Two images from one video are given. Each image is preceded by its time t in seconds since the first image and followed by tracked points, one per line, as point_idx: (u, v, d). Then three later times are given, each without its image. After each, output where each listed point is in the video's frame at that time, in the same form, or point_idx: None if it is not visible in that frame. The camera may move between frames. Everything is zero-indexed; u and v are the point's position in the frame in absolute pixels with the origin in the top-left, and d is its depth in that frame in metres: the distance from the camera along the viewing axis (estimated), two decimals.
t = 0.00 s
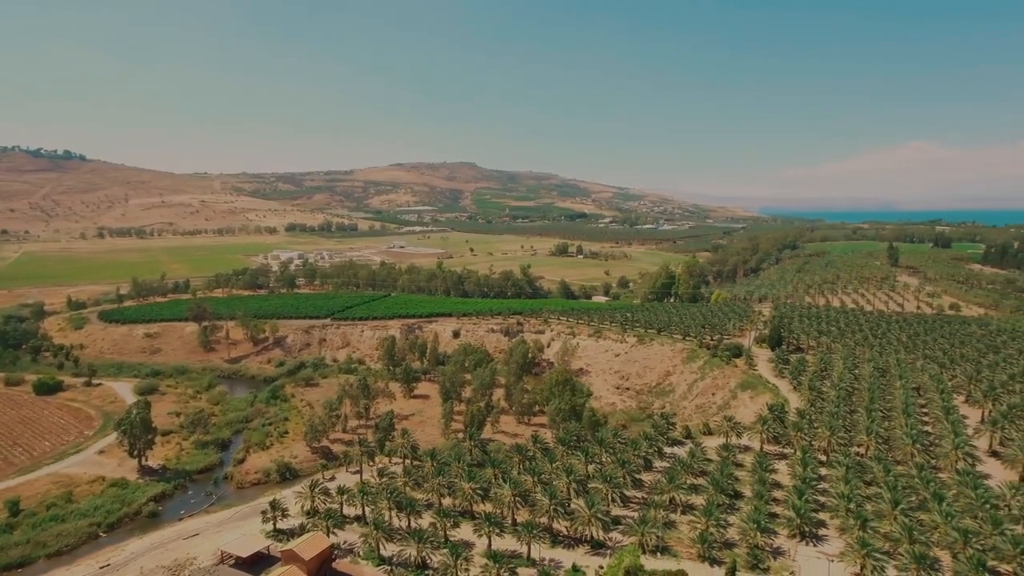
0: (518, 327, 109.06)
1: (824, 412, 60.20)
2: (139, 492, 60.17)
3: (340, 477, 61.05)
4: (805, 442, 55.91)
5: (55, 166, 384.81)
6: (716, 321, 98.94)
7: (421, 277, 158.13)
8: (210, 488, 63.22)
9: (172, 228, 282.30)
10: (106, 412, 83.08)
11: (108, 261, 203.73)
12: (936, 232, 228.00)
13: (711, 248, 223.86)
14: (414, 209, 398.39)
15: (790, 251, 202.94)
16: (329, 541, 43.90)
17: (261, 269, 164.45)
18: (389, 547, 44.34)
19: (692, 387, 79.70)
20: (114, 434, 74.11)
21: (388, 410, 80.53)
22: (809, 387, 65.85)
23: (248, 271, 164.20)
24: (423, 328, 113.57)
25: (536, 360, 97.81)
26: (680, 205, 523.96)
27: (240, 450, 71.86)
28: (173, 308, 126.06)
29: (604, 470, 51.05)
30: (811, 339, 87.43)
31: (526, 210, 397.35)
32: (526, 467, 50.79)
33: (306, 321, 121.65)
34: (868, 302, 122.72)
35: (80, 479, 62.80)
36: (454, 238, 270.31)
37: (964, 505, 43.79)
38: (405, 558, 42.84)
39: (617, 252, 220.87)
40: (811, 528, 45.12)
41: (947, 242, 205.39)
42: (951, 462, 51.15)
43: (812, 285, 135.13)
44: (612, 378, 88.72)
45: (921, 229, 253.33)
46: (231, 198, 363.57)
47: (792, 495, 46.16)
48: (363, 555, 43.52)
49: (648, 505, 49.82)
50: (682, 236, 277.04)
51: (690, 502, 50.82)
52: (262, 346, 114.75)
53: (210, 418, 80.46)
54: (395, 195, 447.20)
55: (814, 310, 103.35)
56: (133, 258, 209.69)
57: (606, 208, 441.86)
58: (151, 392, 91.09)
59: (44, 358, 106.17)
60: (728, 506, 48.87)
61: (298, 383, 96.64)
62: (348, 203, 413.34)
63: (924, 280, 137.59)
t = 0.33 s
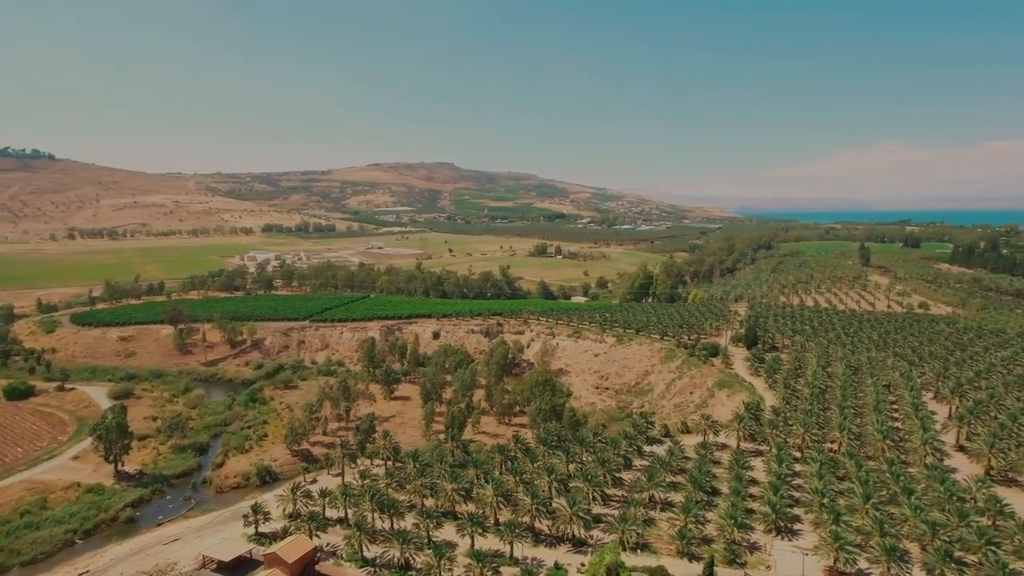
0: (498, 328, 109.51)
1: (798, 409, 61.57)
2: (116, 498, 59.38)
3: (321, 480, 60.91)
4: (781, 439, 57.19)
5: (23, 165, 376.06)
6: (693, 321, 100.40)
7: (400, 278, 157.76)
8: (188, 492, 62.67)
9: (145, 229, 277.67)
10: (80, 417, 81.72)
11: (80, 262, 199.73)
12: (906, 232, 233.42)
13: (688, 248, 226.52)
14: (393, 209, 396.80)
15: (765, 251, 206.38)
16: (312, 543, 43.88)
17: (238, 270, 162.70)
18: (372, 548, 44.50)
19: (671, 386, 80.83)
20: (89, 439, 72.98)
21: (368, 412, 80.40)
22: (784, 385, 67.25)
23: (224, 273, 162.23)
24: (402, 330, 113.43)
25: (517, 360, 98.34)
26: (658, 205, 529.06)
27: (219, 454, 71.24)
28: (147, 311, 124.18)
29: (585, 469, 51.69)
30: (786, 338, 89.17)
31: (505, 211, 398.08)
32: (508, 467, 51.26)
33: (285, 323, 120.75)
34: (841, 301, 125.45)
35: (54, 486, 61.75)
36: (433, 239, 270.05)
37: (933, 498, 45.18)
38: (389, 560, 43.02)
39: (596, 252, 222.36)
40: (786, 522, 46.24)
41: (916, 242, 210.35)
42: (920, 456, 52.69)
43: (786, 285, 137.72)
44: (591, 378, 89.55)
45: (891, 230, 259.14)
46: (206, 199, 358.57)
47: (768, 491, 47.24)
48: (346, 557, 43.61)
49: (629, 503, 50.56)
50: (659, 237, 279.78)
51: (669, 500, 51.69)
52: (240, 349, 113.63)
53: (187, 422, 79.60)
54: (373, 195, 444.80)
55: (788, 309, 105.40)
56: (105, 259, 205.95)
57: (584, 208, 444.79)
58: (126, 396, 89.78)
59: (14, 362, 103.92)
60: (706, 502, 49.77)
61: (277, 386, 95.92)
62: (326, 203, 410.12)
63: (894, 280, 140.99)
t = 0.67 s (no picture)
0: (478, 328, 109.82)
1: (773, 407, 62.88)
2: (92, 504, 58.58)
3: (303, 483, 60.77)
4: (756, 436, 58.40)
5: None
6: (671, 320, 101.74)
7: (379, 279, 157.27)
8: (167, 497, 62.07)
9: (117, 230, 272.90)
10: (54, 422, 80.31)
11: (49, 264, 195.62)
12: (877, 232, 238.40)
13: (665, 248, 228.87)
14: (371, 209, 394.64)
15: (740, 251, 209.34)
16: (295, 547, 43.85)
17: (213, 271, 160.57)
18: (355, 550, 44.55)
19: (650, 385, 81.85)
20: (63, 445, 71.74)
21: (348, 414, 80.21)
22: (759, 383, 68.61)
23: (200, 274, 160.18)
24: (382, 331, 113.18)
25: (497, 361, 98.76)
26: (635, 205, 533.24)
27: (197, 458, 70.59)
28: (121, 313, 122.23)
29: (566, 468, 52.28)
30: (761, 336, 90.82)
31: (484, 211, 398.22)
32: (490, 467, 51.79)
33: (262, 325, 119.73)
34: (814, 301, 127.90)
35: (28, 493, 60.63)
36: (411, 239, 269.13)
37: (903, 492, 46.56)
38: (372, 561, 43.16)
39: (574, 253, 223.66)
40: (762, 518, 47.30)
41: (887, 242, 214.90)
42: (891, 451, 54.21)
43: (761, 284, 140.00)
44: (571, 378, 90.31)
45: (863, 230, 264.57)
46: (180, 199, 353.37)
47: (744, 487, 48.24)
48: (330, 560, 43.66)
49: (609, 501, 51.27)
50: (637, 237, 281.96)
51: (649, 497, 52.49)
52: (217, 351, 112.52)
53: (164, 426, 78.66)
54: (351, 195, 441.90)
55: (763, 309, 107.18)
56: (76, 261, 201.99)
57: (563, 208, 446.95)
58: (100, 400, 88.33)
59: None
60: (685, 499, 50.62)
61: (256, 389, 95.17)
62: (303, 203, 406.42)
63: (866, 279, 144.05)
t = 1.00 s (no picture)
0: (459, 329, 110.00)
1: (751, 405, 64.02)
2: (69, 510, 57.75)
3: (285, 486, 60.58)
4: (735, 434, 59.46)
5: None
6: (650, 320, 102.87)
7: (359, 280, 156.64)
8: (145, 503, 61.38)
9: (90, 231, 267.94)
10: (27, 427, 78.87)
11: (19, 266, 191.59)
12: (850, 232, 243.04)
13: (644, 249, 230.97)
14: (349, 210, 392.30)
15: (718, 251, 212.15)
16: (278, 550, 43.79)
17: (190, 273, 158.57)
18: (339, 553, 44.64)
19: (630, 384, 82.77)
20: (37, 451, 70.51)
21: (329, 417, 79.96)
22: (737, 382, 69.82)
23: (176, 276, 158.05)
24: (363, 333, 112.84)
25: (478, 362, 99.09)
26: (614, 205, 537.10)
27: (176, 462, 69.89)
28: (96, 316, 120.29)
29: (549, 468, 52.79)
30: (738, 336, 92.30)
31: (464, 212, 397.98)
32: (473, 467, 52.14)
33: (241, 327, 118.65)
34: (790, 300, 130.20)
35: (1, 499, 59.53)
36: (391, 240, 268.20)
37: (876, 487, 47.83)
38: (356, 563, 43.27)
39: (554, 253, 224.78)
40: (741, 514, 48.27)
41: (861, 242, 219.19)
42: (864, 447, 55.60)
43: (739, 284, 142.11)
44: (552, 378, 90.97)
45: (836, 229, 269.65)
46: (154, 199, 347.91)
47: (723, 485, 49.16)
48: (313, 562, 43.69)
49: (591, 500, 51.85)
50: (616, 237, 284.06)
51: (630, 495, 53.22)
52: (194, 354, 111.30)
53: (142, 431, 77.74)
54: (329, 196, 438.81)
55: (741, 308, 108.82)
56: (47, 263, 197.98)
57: (542, 208, 448.60)
58: (75, 405, 86.94)
59: None
60: (666, 497, 51.42)
61: (235, 392, 94.38)
62: (280, 204, 402.52)
63: (840, 278, 146.99)
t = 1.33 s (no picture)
0: (441, 331, 110.07)
1: (731, 403, 65.04)
2: (48, 516, 57.05)
3: (269, 489, 60.40)
4: (715, 433, 60.37)
5: None
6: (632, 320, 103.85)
7: (341, 281, 155.91)
8: (125, 508, 60.81)
9: (64, 232, 263.10)
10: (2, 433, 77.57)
11: None
12: (827, 232, 246.84)
13: (625, 249, 232.69)
14: (330, 211, 389.98)
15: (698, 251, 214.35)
16: (263, 554, 43.75)
17: (168, 274, 156.51)
18: (325, 555, 44.76)
19: (612, 384, 83.55)
20: (13, 457, 69.46)
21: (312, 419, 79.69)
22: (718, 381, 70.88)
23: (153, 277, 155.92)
24: (345, 334, 112.43)
25: (461, 363, 99.34)
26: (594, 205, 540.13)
27: (157, 466, 69.26)
28: (72, 319, 118.30)
29: (533, 468, 53.29)
30: (718, 336, 93.59)
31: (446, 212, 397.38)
32: (458, 468, 52.42)
33: (222, 329, 117.66)
34: (769, 299, 132.22)
35: None
36: (372, 240, 267.00)
37: (852, 482, 49.00)
38: (342, 565, 43.44)
39: (536, 253, 225.57)
40: (721, 511, 49.17)
41: (837, 242, 222.95)
42: (841, 444, 56.85)
43: (719, 284, 143.89)
44: (535, 379, 91.50)
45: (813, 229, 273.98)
46: (130, 199, 342.70)
47: (704, 482, 50.03)
48: (299, 564, 43.75)
49: (574, 499, 52.40)
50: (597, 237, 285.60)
51: (613, 494, 53.88)
52: (174, 357, 110.06)
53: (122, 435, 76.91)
54: (310, 196, 435.65)
55: (721, 308, 110.31)
56: (20, 264, 194.06)
57: (524, 208, 449.75)
58: (52, 409, 85.63)
59: None
60: (648, 494, 52.16)
61: (216, 394, 93.62)
62: (260, 204, 398.37)
63: (817, 278, 149.50)
